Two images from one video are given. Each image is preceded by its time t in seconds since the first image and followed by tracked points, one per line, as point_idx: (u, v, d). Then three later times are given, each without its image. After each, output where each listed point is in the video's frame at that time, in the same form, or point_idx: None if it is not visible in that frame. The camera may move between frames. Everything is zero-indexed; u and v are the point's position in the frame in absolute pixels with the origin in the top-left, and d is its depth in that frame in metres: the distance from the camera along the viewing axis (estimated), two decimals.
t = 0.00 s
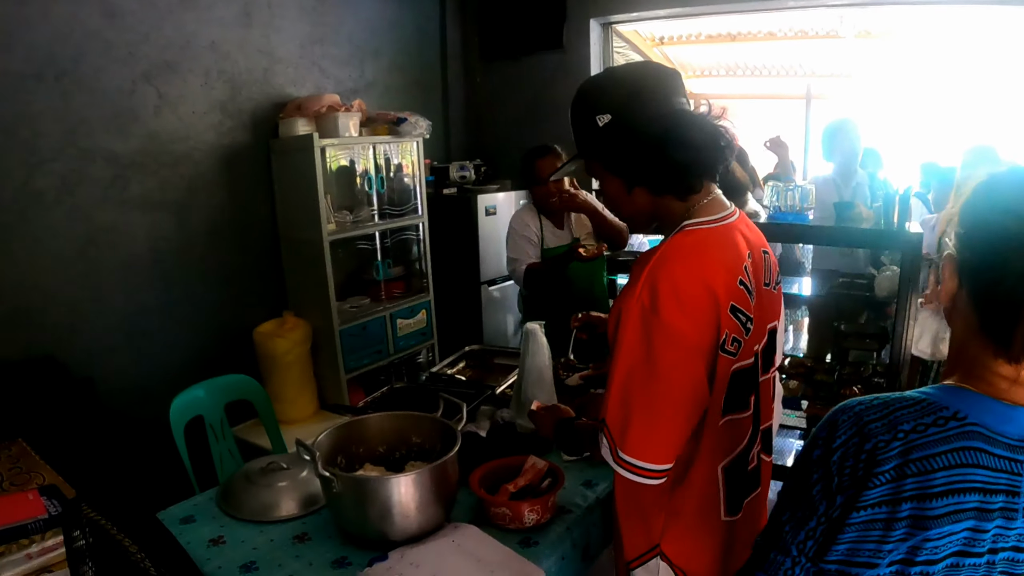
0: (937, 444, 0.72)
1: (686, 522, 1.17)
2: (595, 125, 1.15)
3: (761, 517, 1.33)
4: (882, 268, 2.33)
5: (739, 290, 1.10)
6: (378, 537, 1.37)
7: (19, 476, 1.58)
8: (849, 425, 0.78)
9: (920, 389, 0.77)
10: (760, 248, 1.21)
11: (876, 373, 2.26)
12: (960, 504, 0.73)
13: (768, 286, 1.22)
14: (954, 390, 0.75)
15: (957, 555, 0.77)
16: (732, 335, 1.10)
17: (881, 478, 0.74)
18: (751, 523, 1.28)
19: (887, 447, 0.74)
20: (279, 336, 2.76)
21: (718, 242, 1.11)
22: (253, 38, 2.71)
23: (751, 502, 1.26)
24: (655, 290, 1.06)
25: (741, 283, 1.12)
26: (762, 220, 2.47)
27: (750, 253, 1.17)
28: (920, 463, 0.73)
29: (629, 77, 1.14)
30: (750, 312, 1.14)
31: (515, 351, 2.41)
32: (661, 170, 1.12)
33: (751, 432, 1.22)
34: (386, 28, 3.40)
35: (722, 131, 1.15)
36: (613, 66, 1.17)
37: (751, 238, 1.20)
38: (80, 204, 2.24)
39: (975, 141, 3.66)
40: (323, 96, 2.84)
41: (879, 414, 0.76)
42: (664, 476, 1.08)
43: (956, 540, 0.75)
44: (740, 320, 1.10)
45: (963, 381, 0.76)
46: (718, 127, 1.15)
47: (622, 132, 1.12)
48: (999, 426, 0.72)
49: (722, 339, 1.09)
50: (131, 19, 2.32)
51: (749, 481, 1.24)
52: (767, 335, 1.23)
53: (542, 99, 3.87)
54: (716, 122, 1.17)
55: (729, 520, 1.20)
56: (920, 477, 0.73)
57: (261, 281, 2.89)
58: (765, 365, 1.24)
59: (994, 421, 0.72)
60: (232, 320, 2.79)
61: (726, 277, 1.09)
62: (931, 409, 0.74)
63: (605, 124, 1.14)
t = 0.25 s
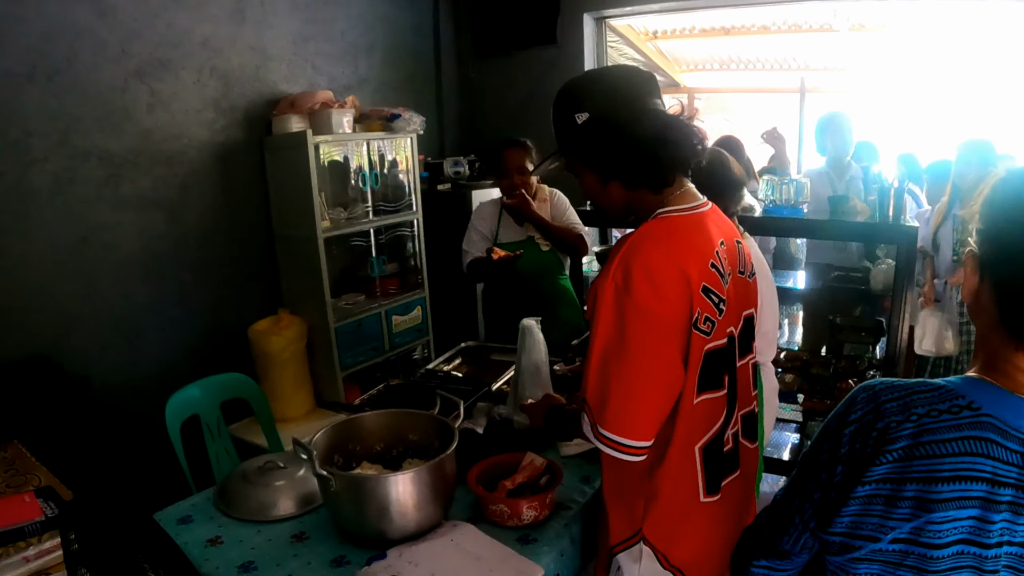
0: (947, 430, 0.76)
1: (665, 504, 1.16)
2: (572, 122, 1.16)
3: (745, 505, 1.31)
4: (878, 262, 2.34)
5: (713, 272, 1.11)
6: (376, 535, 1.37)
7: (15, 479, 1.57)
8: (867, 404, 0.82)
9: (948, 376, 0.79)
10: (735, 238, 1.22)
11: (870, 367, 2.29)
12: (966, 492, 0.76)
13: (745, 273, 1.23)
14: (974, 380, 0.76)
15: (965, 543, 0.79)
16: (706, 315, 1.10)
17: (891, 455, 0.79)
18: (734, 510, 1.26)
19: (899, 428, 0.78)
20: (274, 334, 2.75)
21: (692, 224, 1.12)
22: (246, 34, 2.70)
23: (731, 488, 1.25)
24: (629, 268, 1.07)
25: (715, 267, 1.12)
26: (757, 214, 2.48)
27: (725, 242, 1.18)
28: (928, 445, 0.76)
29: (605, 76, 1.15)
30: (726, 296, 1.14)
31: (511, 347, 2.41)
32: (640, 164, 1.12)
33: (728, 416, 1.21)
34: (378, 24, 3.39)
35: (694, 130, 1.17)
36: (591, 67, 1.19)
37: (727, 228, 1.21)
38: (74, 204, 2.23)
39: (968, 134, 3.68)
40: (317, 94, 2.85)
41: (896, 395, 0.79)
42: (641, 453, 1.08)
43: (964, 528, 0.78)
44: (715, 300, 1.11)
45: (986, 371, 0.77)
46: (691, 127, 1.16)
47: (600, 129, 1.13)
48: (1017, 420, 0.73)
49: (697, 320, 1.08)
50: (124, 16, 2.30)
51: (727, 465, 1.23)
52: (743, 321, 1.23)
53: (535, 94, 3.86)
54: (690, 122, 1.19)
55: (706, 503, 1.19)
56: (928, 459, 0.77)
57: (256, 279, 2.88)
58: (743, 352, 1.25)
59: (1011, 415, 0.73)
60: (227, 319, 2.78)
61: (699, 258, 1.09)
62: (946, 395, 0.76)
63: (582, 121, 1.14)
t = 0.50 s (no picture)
0: (937, 428, 0.78)
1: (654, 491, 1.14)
2: (547, 122, 1.18)
3: (731, 494, 1.31)
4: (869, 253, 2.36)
5: (685, 258, 1.11)
6: (372, 534, 1.38)
7: (8, 482, 1.57)
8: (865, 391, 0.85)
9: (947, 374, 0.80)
10: (710, 229, 1.23)
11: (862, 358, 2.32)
12: (952, 491, 0.77)
13: (720, 262, 1.24)
14: (972, 380, 0.78)
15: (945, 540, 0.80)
16: (680, 301, 1.10)
17: (882, 444, 0.82)
18: (718, 498, 1.26)
19: (891, 418, 0.81)
20: (265, 332, 2.74)
21: (665, 213, 1.14)
22: (233, 30, 2.68)
23: (716, 475, 1.25)
24: (602, 256, 1.08)
25: (688, 254, 1.13)
26: (747, 206, 2.51)
27: (699, 232, 1.19)
28: (918, 440, 0.79)
29: (579, 76, 1.18)
30: (699, 283, 1.14)
31: (504, 342, 2.42)
32: (613, 159, 1.15)
33: (708, 401, 1.21)
34: (367, 18, 3.37)
35: (665, 126, 1.20)
36: (565, 69, 1.22)
37: (702, 219, 1.22)
38: (62, 205, 2.23)
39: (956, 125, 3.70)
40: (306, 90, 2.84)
41: (894, 387, 0.82)
42: (618, 439, 1.09)
43: (945, 526, 0.79)
44: (689, 286, 1.12)
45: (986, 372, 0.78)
46: (662, 124, 1.19)
47: (575, 124, 1.15)
48: (1011, 426, 0.75)
49: (670, 306, 1.09)
50: (109, 13, 2.29)
51: (711, 452, 1.23)
52: (721, 309, 1.24)
53: (525, 87, 3.85)
54: (664, 120, 1.22)
55: (691, 489, 1.19)
56: (917, 454, 0.79)
57: (247, 276, 2.88)
58: (723, 341, 1.26)
59: (1006, 421, 0.75)
60: (218, 316, 2.78)
61: (671, 245, 1.10)
62: (943, 393, 0.78)
63: (556, 120, 1.17)
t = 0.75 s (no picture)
0: (932, 436, 0.79)
1: (626, 487, 1.14)
2: (518, 121, 1.21)
3: (710, 491, 1.30)
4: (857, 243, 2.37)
5: (647, 249, 1.11)
6: (364, 533, 1.38)
7: None
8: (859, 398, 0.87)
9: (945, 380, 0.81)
10: (684, 222, 1.22)
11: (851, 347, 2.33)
12: (947, 499, 0.79)
13: (695, 255, 1.23)
14: (967, 389, 0.78)
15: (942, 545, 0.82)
16: (641, 292, 1.10)
17: (880, 450, 0.84)
18: (696, 494, 1.25)
19: (887, 429, 0.83)
20: (253, 329, 2.73)
21: (626, 205, 1.14)
22: (216, 26, 2.70)
23: (692, 471, 1.23)
24: (558, 250, 1.10)
25: (651, 244, 1.12)
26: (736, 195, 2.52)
27: (668, 223, 1.18)
28: (913, 449, 0.80)
29: (547, 76, 1.21)
30: (666, 274, 1.13)
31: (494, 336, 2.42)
32: (581, 155, 1.17)
33: (681, 396, 1.19)
34: (351, 11, 3.37)
35: (632, 123, 1.23)
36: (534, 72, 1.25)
37: (674, 211, 1.21)
38: (47, 202, 2.25)
39: (942, 115, 3.72)
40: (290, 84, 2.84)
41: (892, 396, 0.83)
42: (580, 433, 1.09)
43: (940, 532, 0.81)
44: (653, 278, 1.11)
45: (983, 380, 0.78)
46: (630, 121, 1.22)
47: (546, 122, 1.17)
48: (1008, 436, 0.75)
49: (630, 298, 1.09)
50: (91, 11, 2.31)
51: (685, 447, 1.21)
52: (698, 302, 1.22)
53: (512, 78, 3.84)
54: (632, 117, 1.25)
55: (666, 486, 1.18)
56: (912, 462, 0.81)
57: (235, 272, 2.89)
58: (702, 335, 1.24)
59: (1003, 429, 0.76)
60: (206, 312, 2.79)
61: (629, 236, 1.10)
62: (938, 402, 0.79)
63: (526, 119, 1.19)
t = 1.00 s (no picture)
0: (938, 432, 0.73)
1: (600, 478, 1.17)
2: (502, 120, 1.22)
3: (695, 488, 1.30)
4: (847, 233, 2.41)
5: (615, 243, 1.12)
6: (362, 530, 1.40)
7: None
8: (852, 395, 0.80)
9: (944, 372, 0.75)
10: (666, 216, 1.22)
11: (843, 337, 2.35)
12: (955, 492, 0.73)
13: (677, 250, 1.23)
14: (967, 383, 0.73)
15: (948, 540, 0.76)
16: (608, 286, 1.11)
17: (886, 447, 0.77)
18: (680, 492, 1.25)
19: (891, 426, 0.76)
20: (245, 325, 2.73)
21: (597, 201, 1.15)
22: (204, 22, 2.71)
23: (674, 469, 1.24)
24: (523, 244, 1.13)
25: (621, 239, 1.13)
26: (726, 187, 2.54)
27: (645, 217, 1.18)
28: (919, 445, 0.74)
29: (532, 74, 1.22)
30: (636, 268, 1.14)
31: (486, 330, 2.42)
32: (563, 153, 1.18)
33: (659, 392, 1.19)
34: (340, 6, 3.37)
35: (615, 119, 1.24)
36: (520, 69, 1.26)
37: (654, 205, 1.21)
38: (36, 201, 2.26)
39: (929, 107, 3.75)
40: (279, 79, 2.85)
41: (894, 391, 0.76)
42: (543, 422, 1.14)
43: (946, 525, 0.75)
44: (621, 272, 1.12)
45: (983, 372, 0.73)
46: (612, 118, 1.23)
47: (529, 121, 1.18)
48: (1013, 428, 0.70)
49: (595, 291, 1.11)
50: (78, 8, 2.32)
51: (664, 445, 1.22)
52: (680, 297, 1.22)
53: (501, 71, 3.83)
54: (615, 114, 1.26)
55: (644, 483, 1.19)
56: (919, 459, 0.74)
57: (225, 268, 2.90)
58: (686, 330, 1.25)
59: (1008, 424, 0.70)
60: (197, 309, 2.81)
61: (596, 231, 1.11)
62: (942, 395, 0.73)
63: (510, 118, 1.20)
